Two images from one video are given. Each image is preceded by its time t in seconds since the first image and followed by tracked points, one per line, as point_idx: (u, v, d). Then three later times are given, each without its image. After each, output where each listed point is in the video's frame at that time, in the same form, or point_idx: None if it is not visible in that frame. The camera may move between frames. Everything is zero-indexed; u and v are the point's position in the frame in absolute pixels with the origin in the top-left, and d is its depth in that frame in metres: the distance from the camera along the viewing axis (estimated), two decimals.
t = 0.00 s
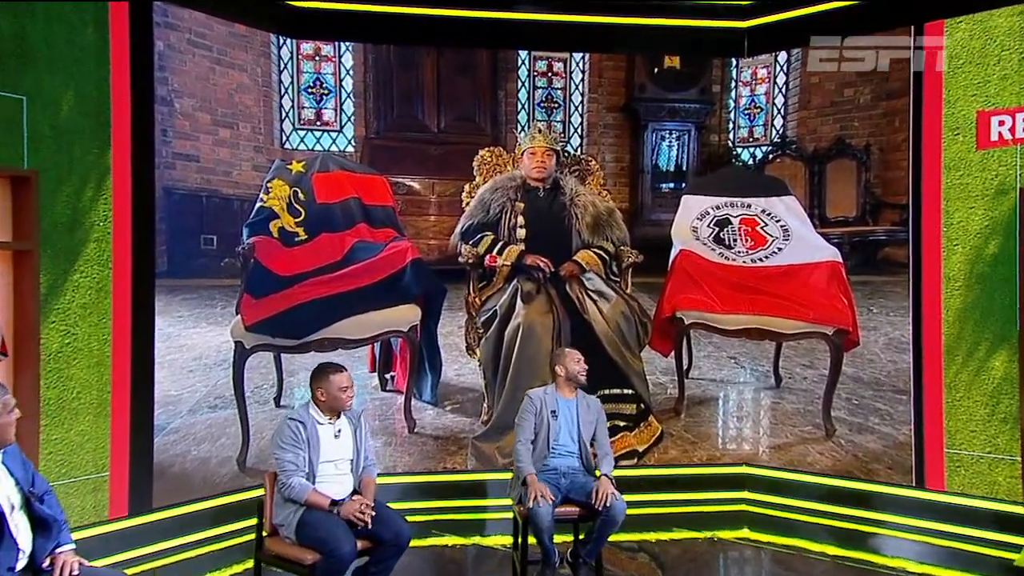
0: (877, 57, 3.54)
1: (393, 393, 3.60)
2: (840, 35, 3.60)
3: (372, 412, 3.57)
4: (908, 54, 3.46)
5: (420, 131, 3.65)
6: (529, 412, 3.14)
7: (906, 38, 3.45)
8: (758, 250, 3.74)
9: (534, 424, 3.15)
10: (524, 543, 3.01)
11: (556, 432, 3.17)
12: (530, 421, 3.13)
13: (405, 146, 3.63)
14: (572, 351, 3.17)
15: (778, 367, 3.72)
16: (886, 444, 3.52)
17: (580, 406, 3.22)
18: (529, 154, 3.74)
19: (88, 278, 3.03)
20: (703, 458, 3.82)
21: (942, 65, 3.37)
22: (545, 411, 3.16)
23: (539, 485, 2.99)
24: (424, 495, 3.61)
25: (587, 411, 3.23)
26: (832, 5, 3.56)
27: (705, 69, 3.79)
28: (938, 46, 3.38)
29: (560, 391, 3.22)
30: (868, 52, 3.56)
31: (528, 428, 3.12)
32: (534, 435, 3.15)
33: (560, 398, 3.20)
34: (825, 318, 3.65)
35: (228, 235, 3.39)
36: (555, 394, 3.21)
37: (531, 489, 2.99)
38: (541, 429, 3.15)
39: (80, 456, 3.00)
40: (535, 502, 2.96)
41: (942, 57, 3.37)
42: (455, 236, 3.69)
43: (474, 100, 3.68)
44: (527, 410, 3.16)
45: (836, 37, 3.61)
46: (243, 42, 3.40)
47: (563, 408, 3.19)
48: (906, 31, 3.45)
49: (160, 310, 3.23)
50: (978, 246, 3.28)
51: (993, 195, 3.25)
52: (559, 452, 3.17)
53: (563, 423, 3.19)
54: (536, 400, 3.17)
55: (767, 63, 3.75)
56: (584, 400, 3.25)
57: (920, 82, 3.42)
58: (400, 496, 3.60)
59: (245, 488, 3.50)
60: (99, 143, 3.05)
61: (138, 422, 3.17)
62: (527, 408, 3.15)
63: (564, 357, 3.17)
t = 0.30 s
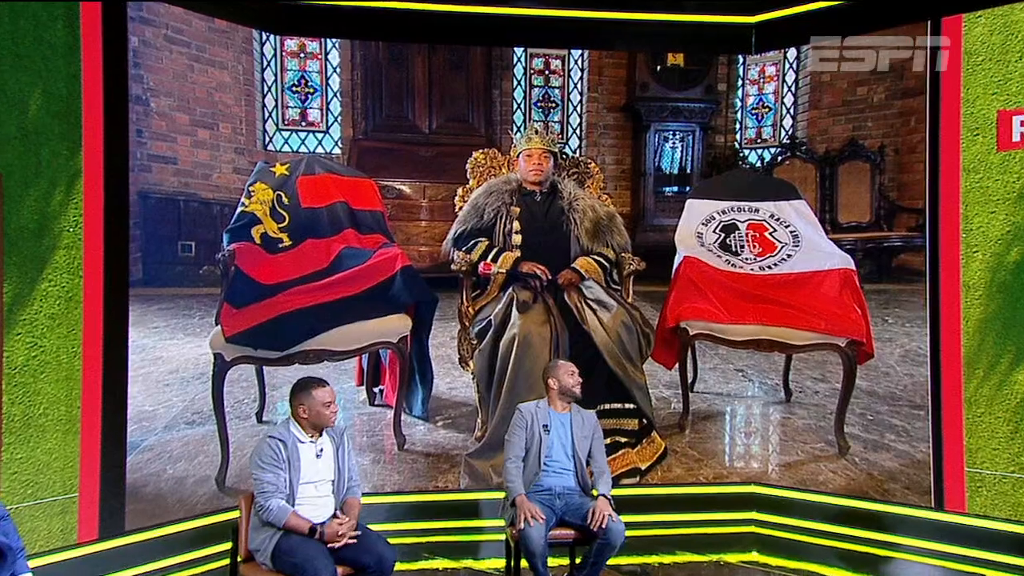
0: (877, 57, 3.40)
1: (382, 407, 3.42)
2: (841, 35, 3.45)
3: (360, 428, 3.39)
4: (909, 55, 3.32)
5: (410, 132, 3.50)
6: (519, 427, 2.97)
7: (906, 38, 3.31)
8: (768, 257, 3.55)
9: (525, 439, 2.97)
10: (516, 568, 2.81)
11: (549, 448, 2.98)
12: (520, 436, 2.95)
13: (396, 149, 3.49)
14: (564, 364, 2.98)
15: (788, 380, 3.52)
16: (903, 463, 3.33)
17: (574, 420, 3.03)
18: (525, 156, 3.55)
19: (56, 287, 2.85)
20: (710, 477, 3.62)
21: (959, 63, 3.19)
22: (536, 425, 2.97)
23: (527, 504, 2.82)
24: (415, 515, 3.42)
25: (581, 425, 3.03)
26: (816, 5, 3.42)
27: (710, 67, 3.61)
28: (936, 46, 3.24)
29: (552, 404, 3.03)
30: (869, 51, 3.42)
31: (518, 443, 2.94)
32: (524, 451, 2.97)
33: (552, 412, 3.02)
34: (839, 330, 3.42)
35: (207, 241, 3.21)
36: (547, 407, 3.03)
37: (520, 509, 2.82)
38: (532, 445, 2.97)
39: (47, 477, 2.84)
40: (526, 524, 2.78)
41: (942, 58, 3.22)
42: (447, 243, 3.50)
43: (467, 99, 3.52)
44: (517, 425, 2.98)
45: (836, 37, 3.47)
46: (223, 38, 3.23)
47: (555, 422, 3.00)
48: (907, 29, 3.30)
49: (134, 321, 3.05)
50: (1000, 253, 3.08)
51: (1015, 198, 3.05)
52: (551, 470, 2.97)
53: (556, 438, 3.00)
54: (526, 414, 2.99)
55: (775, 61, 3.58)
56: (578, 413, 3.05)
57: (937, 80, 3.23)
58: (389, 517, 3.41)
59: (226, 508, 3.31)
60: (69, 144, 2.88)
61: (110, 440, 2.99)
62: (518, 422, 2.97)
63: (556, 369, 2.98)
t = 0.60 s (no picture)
0: (878, 57, 3.26)
1: (371, 424, 3.23)
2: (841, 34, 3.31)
3: (348, 445, 3.21)
4: (909, 55, 3.19)
5: (402, 134, 3.34)
6: (507, 443, 2.80)
7: (906, 38, 3.19)
8: (778, 266, 3.37)
9: (514, 456, 2.80)
10: None
11: (540, 464, 2.80)
12: (508, 452, 2.79)
13: (386, 152, 3.32)
14: (554, 377, 2.81)
15: (800, 396, 3.34)
16: (923, 483, 3.14)
17: (566, 434, 2.85)
18: (523, 159, 3.39)
19: (23, 298, 2.70)
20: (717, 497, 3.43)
21: (978, 63, 3.01)
22: (525, 440, 2.81)
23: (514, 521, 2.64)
24: (407, 538, 3.24)
25: (574, 440, 2.85)
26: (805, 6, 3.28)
27: (718, 66, 3.45)
28: (936, 46, 3.11)
29: (542, 418, 2.87)
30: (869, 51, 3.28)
31: (505, 460, 2.77)
32: (512, 468, 2.80)
33: (541, 425, 2.85)
34: (853, 341, 3.23)
35: (186, 249, 3.04)
36: (537, 422, 2.86)
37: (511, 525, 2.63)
38: (522, 462, 2.79)
39: (12, 500, 2.69)
40: (517, 541, 2.61)
41: (941, 58, 3.09)
42: (441, 250, 3.32)
43: (461, 100, 3.36)
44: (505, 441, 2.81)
45: (836, 37, 3.33)
46: (205, 35, 3.06)
47: (546, 436, 2.83)
48: (908, 28, 3.17)
49: (108, 333, 2.89)
50: None
51: None
52: (542, 485, 2.78)
53: (548, 454, 2.82)
54: (515, 429, 2.83)
55: (786, 58, 3.41)
56: (571, 427, 2.88)
57: (956, 77, 3.05)
58: (376, 539, 3.23)
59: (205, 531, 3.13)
60: (38, 147, 2.73)
61: (80, 459, 2.82)
62: (506, 438, 2.81)
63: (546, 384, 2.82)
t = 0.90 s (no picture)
0: (877, 57, 3.11)
1: (360, 442, 3.07)
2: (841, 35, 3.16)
3: (335, 465, 3.06)
4: (909, 55, 3.06)
5: (394, 138, 3.19)
6: (494, 465, 2.61)
7: (906, 37, 3.05)
8: (789, 276, 3.20)
9: (502, 476, 2.62)
10: None
11: (532, 485, 2.60)
12: (495, 473, 2.60)
13: (376, 157, 3.17)
14: (545, 394, 2.59)
15: (813, 414, 3.17)
16: (944, 507, 2.96)
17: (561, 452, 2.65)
18: (519, 164, 3.23)
19: None
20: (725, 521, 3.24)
21: (1001, 63, 2.81)
22: (516, 460, 2.61)
23: (509, 507, 2.52)
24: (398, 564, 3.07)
25: (568, 459, 2.65)
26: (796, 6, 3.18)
27: (725, 65, 3.27)
28: (937, 45, 2.98)
29: (534, 437, 2.66)
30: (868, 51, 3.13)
31: (492, 482, 2.59)
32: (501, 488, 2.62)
33: (532, 444, 2.65)
34: (870, 356, 3.04)
35: (163, 258, 2.87)
36: (528, 440, 2.67)
37: (500, 516, 2.51)
38: (511, 484, 2.60)
39: None
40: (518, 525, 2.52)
41: (941, 59, 2.96)
42: (433, 259, 3.17)
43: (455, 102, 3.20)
44: (494, 461, 2.63)
45: (835, 38, 3.17)
46: (185, 33, 2.91)
47: (537, 456, 2.63)
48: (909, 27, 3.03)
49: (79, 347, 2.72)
50: None
51: None
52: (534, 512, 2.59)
53: (539, 474, 2.62)
54: (504, 450, 2.64)
55: (796, 58, 3.23)
56: (565, 444, 2.68)
57: (977, 78, 2.86)
58: (363, 566, 3.05)
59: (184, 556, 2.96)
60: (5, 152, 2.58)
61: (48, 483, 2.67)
62: (493, 459, 2.62)
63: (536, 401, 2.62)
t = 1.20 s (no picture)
0: (879, 58, 2.97)
1: (344, 464, 2.91)
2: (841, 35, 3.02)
3: (319, 487, 2.90)
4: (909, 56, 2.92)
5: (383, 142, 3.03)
6: (483, 490, 2.44)
7: (907, 38, 2.91)
8: (798, 288, 3.04)
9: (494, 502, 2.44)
10: None
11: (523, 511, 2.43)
12: (484, 499, 2.43)
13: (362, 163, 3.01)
14: (533, 415, 2.43)
15: (824, 433, 3.01)
16: (963, 533, 2.79)
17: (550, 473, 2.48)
18: (513, 169, 3.05)
19: None
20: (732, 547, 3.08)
21: None
22: (505, 485, 2.44)
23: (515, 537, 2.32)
24: None
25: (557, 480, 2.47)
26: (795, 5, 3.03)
27: (729, 65, 3.12)
28: (935, 45, 2.85)
29: (523, 458, 2.49)
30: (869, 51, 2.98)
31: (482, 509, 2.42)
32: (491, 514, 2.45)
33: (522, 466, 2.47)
34: (882, 372, 2.88)
35: (136, 268, 2.71)
36: (518, 462, 2.49)
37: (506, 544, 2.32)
38: (503, 510, 2.43)
39: None
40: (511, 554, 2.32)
41: (941, 59, 2.84)
42: (422, 270, 3.01)
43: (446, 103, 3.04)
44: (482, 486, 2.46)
45: (836, 37, 3.03)
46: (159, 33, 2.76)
47: (527, 479, 2.46)
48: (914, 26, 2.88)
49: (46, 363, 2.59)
50: None
51: None
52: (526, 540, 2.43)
53: (531, 498, 2.45)
54: (493, 474, 2.46)
55: (805, 57, 3.08)
56: (555, 465, 2.50)
57: (995, 82, 2.66)
58: None
59: None
60: None
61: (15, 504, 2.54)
62: (483, 484, 2.45)
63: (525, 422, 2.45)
